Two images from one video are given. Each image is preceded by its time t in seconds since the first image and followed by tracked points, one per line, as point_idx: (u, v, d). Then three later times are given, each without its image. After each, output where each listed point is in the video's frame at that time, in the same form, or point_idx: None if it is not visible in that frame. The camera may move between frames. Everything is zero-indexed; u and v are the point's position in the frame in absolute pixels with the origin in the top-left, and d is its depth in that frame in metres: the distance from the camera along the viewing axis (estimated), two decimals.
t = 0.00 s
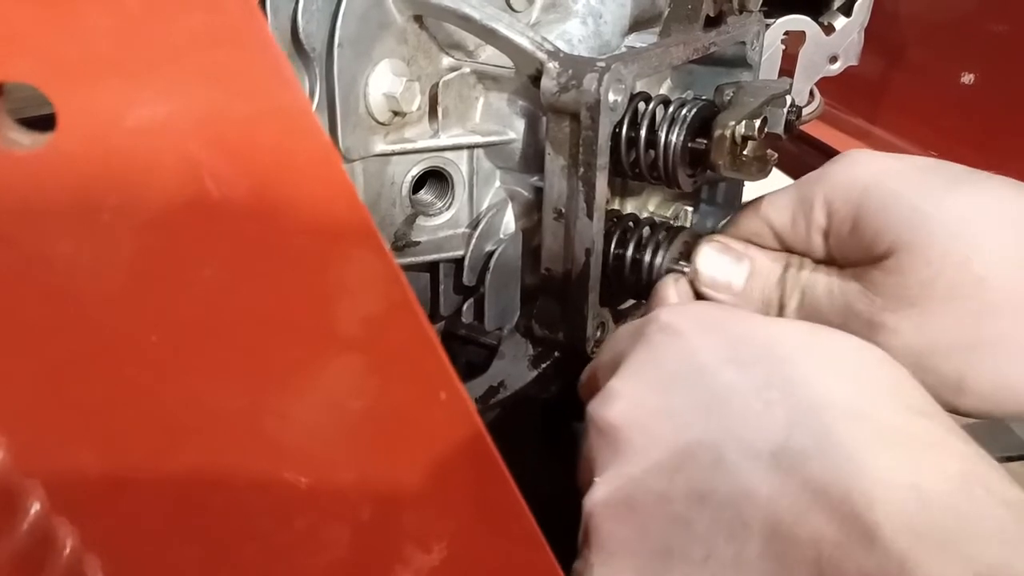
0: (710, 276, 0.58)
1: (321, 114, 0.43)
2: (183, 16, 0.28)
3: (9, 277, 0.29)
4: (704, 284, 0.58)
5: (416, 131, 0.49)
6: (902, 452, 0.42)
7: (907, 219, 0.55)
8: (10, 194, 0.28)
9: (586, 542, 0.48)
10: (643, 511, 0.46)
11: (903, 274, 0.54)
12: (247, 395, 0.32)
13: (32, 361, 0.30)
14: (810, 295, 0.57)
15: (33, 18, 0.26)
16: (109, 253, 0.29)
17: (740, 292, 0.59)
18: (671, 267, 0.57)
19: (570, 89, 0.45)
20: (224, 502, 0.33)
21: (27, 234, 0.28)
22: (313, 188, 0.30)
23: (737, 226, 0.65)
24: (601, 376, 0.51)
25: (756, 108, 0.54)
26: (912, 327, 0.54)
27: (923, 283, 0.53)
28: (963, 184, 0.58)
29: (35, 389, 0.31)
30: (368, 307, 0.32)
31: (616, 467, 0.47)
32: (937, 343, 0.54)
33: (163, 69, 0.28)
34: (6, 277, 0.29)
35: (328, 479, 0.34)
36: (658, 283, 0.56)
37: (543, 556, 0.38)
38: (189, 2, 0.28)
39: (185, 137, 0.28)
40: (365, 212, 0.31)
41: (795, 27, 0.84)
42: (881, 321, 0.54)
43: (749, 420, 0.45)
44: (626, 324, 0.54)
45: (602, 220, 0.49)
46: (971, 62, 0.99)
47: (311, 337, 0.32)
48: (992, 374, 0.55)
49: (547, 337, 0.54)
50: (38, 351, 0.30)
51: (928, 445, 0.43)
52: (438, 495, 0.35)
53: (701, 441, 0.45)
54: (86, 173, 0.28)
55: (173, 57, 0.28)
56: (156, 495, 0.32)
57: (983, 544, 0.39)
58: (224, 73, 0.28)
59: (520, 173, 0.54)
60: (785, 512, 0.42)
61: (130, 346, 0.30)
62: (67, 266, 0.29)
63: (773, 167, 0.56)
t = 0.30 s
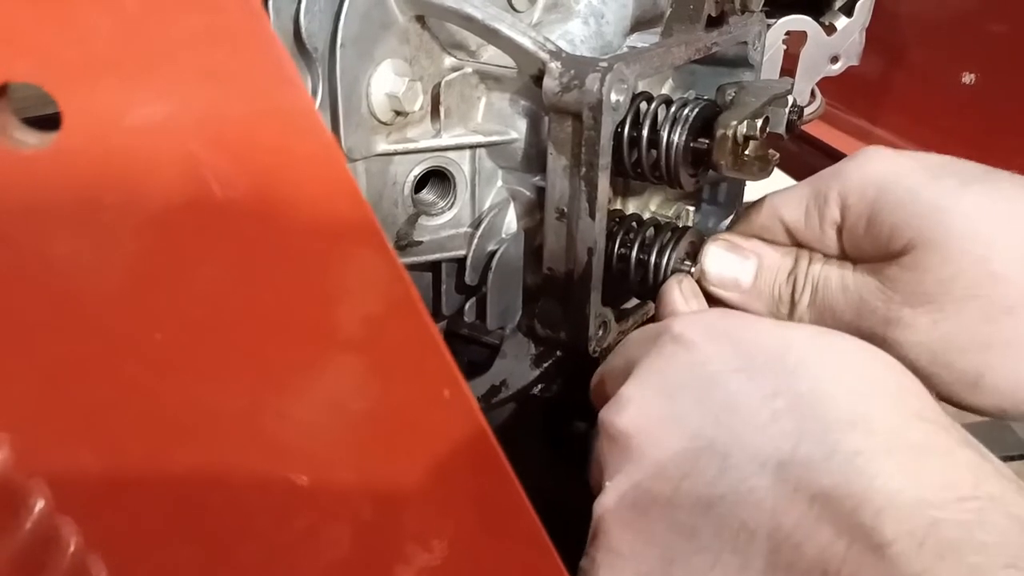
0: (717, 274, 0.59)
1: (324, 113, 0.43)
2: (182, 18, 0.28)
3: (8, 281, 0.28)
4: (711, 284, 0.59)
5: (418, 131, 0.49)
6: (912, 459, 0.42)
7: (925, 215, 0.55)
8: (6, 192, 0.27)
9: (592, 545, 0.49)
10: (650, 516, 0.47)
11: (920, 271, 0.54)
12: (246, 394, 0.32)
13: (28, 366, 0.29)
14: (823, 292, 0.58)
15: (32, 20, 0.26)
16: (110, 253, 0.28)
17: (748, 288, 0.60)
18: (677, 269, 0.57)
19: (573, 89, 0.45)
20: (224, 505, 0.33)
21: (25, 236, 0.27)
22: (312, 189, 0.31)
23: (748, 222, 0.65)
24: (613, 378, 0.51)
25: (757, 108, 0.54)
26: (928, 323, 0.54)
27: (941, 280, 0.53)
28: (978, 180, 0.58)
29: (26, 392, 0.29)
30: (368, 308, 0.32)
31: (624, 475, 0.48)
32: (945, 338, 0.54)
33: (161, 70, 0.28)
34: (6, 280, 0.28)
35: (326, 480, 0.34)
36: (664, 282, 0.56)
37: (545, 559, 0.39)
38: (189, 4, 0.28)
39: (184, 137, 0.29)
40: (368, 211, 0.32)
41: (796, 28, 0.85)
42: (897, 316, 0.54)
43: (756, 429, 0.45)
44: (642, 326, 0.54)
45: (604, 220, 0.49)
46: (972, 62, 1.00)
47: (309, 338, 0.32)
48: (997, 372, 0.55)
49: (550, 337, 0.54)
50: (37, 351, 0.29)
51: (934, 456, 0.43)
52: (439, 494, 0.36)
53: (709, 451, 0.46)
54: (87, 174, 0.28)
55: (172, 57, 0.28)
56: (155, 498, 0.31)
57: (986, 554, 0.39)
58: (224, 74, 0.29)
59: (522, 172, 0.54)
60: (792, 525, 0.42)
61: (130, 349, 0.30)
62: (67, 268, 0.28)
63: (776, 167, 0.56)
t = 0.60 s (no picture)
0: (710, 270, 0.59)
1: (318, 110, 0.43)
2: (183, 17, 0.28)
3: (9, 277, 0.28)
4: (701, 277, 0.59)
5: (412, 129, 0.50)
6: (902, 444, 0.41)
7: (913, 213, 0.54)
8: (7, 192, 0.27)
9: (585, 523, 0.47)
10: (648, 485, 0.45)
11: (908, 270, 0.53)
12: (244, 394, 0.32)
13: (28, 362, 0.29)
14: (813, 290, 0.58)
15: (30, 20, 0.26)
16: (107, 252, 0.29)
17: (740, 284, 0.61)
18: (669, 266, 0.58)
19: (566, 86, 0.45)
20: (221, 503, 0.33)
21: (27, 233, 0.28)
22: (305, 187, 0.31)
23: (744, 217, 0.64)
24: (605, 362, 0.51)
25: (751, 105, 0.54)
26: (915, 322, 0.54)
27: (926, 280, 0.53)
28: (964, 178, 0.57)
29: (27, 387, 0.30)
30: (366, 307, 0.32)
31: (622, 441, 0.47)
32: (939, 340, 0.54)
33: (162, 70, 0.28)
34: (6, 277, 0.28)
35: (325, 479, 0.34)
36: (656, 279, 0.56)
37: (537, 553, 0.39)
38: (189, 3, 0.28)
39: (181, 137, 0.29)
40: (361, 208, 0.31)
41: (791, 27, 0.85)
42: (884, 315, 0.55)
43: (754, 396, 0.45)
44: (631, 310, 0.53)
45: (599, 217, 0.50)
46: (970, 61, 1.00)
47: (309, 338, 0.32)
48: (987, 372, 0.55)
49: (544, 334, 0.54)
50: (37, 347, 0.29)
51: (929, 431, 0.42)
52: (437, 493, 0.36)
53: (703, 417, 0.45)
54: (83, 173, 0.28)
55: (171, 57, 0.28)
56: (155, 496, 0.32)
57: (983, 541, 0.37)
58: (224, 73, 0.29)
59: (516, 170, 0.54)
60: (785, 490, 0.41)
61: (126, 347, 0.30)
62: (66, 266, 0.28)
63: (768, 164, 0.57)
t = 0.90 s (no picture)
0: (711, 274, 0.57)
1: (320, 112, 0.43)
2: (182, 17, 0.28)
3: (9, 276, 0.28)
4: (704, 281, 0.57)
5: (415, 131, 0.49)
6: (906, 432, 0.41)
7: (909, 215, 0.54)
8: (7, 191, 0.27)
9: (589, 530, 0.48)
10: (648, 489, 0.45)
11: (900, 269, 0.53)
12: (245, 394, 0.32)
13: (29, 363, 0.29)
14: (810, 293, 0.57)
15: (30, 22, 0.26)
16: (107, 252, 0.28)
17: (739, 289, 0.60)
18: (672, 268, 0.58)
19: (570, 88, 0.45)
20: (223, 504, 0.33)
21: (25, 235, 0.28)
22: (311, 188, 0.31)
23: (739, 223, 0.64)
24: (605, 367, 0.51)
25: (755, 107, 0.54)
26: (914, 322, 0.52)
27: (923, 277, 0.52)
28: (963, 177, 0.56)
29: (30, 385, 0.29)
30: (367, 306, 0.32)
31: (619, 450, 0.47)
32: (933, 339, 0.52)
33: (162, 70, 0.28)
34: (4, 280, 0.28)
35: (327, 479, 0.34)
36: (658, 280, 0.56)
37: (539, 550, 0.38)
38: (187, 3, 0.28)
39: (181, 137, 0.29)
40: (366, 212, 0.32)
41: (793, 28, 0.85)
42: (879, 317, 0.53)
43: (751, 402, 0.44)
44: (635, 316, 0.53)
45: (601, 218, 0.49)
46: (971, 62, 1.00)
47: (310, 338, 0.32)
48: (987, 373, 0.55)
49: (547, 336, 0.54)
50: (37, 347, 0.29)
51: (930, 432, 0.41)
52: (437, 495, 0.36)
53: (701, 422, 0.45)
54: (84, 174, 0.28)
55: (171, 57, 0.28)
56: (155, 498, 0.32)
57: (973, 522, 0.37)
58: (224, 73, 0.29)
59: (520, 172, 0.54)
60: (780, 493, 0.41)
61: (128, 347, 0.30)
62: (66, 266, 0.28)
63: (773, 166, 0.56)
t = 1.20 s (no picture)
0: (722, 271, 0.59)
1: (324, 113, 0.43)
2: (183, 17, 0.28)
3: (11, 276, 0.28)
4: (714, 279, 0.59)
5: (418, 131, 0.49)
6: (914, 456, 0.41)
7: (931, 198, 0.54)
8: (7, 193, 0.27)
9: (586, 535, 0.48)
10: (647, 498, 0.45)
11: (929, 250, 0.52)
12: (247, 394, 0.32)
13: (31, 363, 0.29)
14: (826, 283, 0.57)
15: (32, 22, 0.26)
16: (107, 253, 0.28)
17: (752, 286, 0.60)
18: (677, 269, 0.57)
19: (574, 89, 0.45)
20: (224, 505, 0.33)
21: (26, 233, 0.28)
22: (314, 190, 0.30)
23: (750, 221, 0.65)
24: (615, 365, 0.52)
25: (758, 108, 0.54)
26: (937, 301, 0.51)
27: (951, 256, 0.51)
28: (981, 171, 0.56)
29: (30, 386, 0.30)
30: (367, 307, 0.32)
31: (622, 457, 0.47)
32: (949, 321, 0.51)
33: (161, 70, 0.28)
34: (6, 278, 0.28)
35: (328, 478, 0.34)
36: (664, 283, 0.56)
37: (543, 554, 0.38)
38: (189, 2, 0.28)
39: (182, 137, 0.28)
40: (370, 212, 0.31)
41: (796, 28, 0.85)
42: (905, 297, 0.52)
43: (758, 418, 0.44)
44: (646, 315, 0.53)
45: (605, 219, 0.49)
46: (973, 62, 1.00)
47: (311, 337, 0.32)
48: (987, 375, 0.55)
49: (549, 338, 0.53)
50: (38, 347, 0.29)
51: (935, 455, 0.42)
52: (438, 495, 0.35)
53: (706, 435, 0.45)
54: (84, 176, 0.28)
55: (172, 57, 0.28)
56: (155, 497, 0.32)
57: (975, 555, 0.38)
58: (225, 74, 0.28)
59: (523, 172, 0.54)
60: (782, 513, 0.41)
61: (128, 348, 0.30)
62: (68, 266, 0.28)
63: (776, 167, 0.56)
